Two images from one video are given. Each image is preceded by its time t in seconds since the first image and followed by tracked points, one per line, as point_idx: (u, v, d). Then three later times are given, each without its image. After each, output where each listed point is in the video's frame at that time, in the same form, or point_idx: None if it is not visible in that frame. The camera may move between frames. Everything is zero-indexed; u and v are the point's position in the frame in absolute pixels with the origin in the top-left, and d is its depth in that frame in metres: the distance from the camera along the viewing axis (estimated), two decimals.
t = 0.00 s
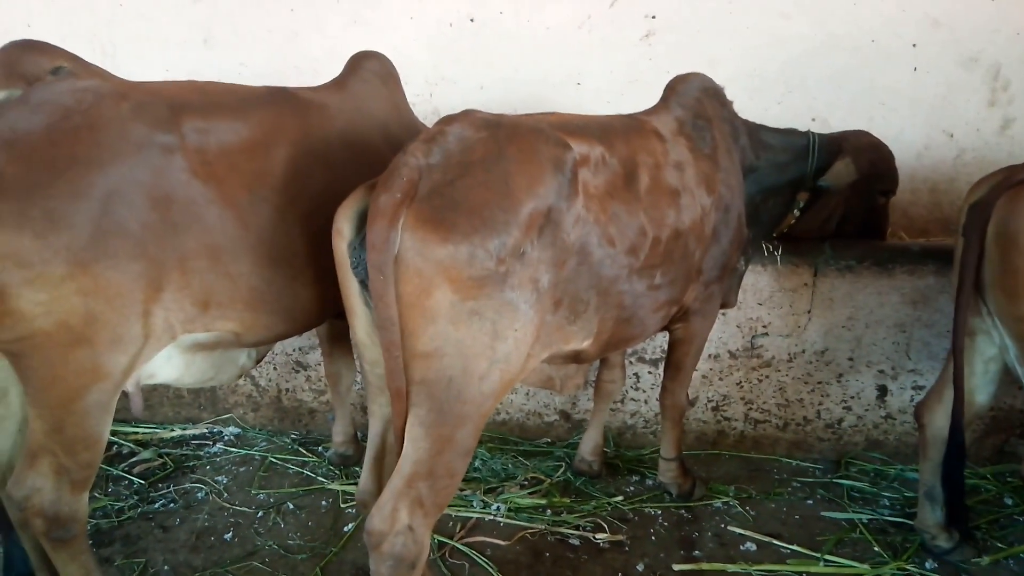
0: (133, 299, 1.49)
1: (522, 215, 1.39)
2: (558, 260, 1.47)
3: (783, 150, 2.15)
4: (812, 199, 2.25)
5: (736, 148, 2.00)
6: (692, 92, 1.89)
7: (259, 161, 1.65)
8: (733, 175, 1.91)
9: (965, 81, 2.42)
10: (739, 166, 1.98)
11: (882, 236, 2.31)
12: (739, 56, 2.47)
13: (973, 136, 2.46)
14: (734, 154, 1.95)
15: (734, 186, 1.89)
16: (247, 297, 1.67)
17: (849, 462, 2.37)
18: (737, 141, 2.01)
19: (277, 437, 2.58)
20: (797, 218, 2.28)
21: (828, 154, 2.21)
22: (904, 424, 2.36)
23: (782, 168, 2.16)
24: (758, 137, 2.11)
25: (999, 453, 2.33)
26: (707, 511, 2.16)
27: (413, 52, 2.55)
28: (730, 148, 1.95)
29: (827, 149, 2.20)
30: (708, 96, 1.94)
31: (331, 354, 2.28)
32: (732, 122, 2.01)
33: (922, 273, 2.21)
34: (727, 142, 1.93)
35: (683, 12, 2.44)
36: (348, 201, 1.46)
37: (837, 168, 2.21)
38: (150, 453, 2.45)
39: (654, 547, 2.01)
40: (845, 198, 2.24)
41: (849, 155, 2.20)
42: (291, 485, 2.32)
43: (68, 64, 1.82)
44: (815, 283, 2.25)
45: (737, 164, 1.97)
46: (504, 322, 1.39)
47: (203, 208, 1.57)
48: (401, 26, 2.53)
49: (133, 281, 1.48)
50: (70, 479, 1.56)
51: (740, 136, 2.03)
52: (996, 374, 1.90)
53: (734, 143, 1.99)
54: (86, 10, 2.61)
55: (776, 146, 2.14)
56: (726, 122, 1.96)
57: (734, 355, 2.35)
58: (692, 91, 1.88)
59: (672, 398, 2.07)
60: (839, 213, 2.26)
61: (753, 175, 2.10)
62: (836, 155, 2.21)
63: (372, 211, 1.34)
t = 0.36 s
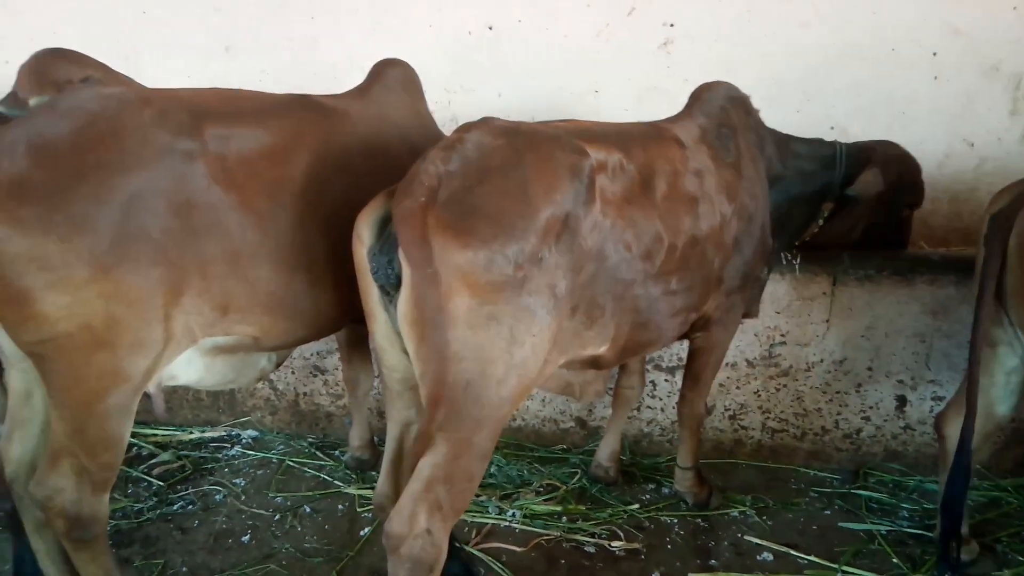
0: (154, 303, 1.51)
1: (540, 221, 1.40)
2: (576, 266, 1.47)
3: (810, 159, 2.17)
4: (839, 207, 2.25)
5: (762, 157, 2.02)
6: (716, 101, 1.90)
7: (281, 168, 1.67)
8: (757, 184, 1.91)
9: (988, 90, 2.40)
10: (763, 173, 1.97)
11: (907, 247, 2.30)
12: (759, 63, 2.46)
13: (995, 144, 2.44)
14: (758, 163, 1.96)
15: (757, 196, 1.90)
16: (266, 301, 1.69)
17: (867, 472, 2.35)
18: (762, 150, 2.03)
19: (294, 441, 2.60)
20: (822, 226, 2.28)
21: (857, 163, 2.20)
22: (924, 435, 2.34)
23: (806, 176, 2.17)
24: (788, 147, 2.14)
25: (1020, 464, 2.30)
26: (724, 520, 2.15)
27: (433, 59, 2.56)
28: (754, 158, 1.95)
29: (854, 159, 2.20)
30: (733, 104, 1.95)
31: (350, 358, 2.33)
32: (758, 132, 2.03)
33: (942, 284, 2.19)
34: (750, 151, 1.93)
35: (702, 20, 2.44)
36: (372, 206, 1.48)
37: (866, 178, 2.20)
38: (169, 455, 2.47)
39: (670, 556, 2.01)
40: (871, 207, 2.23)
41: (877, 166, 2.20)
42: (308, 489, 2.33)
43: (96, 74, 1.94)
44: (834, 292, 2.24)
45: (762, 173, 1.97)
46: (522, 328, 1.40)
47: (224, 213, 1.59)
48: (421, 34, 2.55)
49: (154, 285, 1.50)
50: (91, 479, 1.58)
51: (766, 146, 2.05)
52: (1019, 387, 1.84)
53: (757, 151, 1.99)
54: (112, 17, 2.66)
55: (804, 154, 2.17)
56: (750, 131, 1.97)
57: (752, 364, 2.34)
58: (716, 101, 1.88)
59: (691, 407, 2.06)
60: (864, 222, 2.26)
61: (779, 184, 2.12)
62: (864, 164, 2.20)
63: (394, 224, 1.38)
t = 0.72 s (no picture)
0: (177, 304, 1.52)
1: (560, 223, 1.40)
2: (595, 267, 1.48)
3: (841, 162, 2.16)
4: (872, 209, 2.22)
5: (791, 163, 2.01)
6: (743, 107, 1.89)
7: (303, 171, 1.68)
8: (785, 190, 1.91)
9: (1013, 97, 2.38)
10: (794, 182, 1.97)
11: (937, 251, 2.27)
12: (780, 68, 2.45)
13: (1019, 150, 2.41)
14: (786, 169, 1.95)
15: (784, 203, 1.90)
16: (286, 302, 1.70)
17: (887, 481, 2.33)
18: (791, 156, 2.02)
19: (311, 442, 2.61)
20: (855, 229, 2.23)
21: (889, 165, 2.20)
22: (944, 444, 2.32)
23: (838, 180, 2.16)
24: (818, 151, 2.13)
25: None
26: (740, 527, 2.14)
27: (452, 63, 2.57)
28: (782, 163, 1.95)
29: (887, 160, 2.19)
30: (761, 109, 1.94)
31: (368, 360, 2.35)
32: (788, 137, 2.03)
33: (963, 292, 2.18)
34: (777, 156, 1.93)
35: (724, 26, 2.43)
36: (393, 209, 1.47)
37: (900, 178, 2.20)
38: (188, 454, 2.50)
39: (686, 562, 2.00)
40: (906, 207, 2.21)
41: (912, 165, 2.19)
42: (325, 490, 2.34)
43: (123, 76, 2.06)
44: (853, 298, 2.22)
45: (791, 179, 1.97)
46: (543, 329, 1.41)
47: (247, 215, 1.60)
48: (441, 38, 2.56)
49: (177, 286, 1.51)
50: (113, 477, 1.60)
51: (795, 151, 2.06)
52: None
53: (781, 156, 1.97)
54: (136, 19, 2.68)
55: (834, 157, 2.16)
56: (779, 135, 1.97)
57: (770, 369, 2.33)
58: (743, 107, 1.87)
59: (709, 415, 2.07)
60: (900, 223, 2.22)
61: (810, 190, 2.11)
62: (898, 165, 2.20)
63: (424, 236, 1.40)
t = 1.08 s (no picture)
0: (208, 306, 1.55)
1: (588, 225, 1.42)
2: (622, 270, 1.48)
3: (876, 171, 2.10)
4: (908, 220, 2.17)
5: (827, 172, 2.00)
6: (773, 112, 1.90)
7: (332, 175, 1.70)
8: (814, 196, 1.91)
9: None
10: (827, 192, 1.98)
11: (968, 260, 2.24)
12: (806, 74, 2.44)
13: None
14: (817, 175, 1.95)
15: (815, 212, 1.89)
16: (314, 306, 1.73)
17: (913, 492, 2.30)
18: (825, 163, 2.00)
19: (334, 445, 2.63)
20: (890, 240, 2.18)
21: (929, 176, 2.13)
22: (971, 455, 2.29)
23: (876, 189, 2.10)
24: (852, 160, 2.07)
25: None
26: (764, 536, 2.12)
27: (478, 68, 2.59)
28: (813, 168, 1.94)
29: (926, 173, 2.13)
30: (792, 116, 1.95)
31: (392, 363, 2.38)
32: (820, 145, 2.02)
33: (991, 301, 2.15)
34: (808, 161, 1.92)
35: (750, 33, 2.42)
36: (422, 214, 1.49)
37: (941, 191, 2.13)
38: (213, 455, 2.52)
39: (709, 571, 1.99)
40: (945, 219, 2.15)
41: (954, 178, 2.12)
42: (348, 492, 2.36)
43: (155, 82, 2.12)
44: (878, 306, 2.22)
45: (823, 186, 1.96)
46: (577, 331, 1.42)
47: (278, 219, 1.62)
48: (467, 44, 2.57)
49: (208, 289, 1.54)
50: (142, 477, 1.62)
51: (829, 159, 2.02)
52: None
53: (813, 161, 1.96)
54: (166, 25, 2.72)
55: (868, 166, 2.10)
56: (807, 142, 1.95)
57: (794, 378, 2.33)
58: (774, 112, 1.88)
59: (733, 424, 2.08)
60: (937, 233, 2.18)
61: (845, 199, 2.05)
62: (937, 176, 2.13)
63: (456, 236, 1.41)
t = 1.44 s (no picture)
0: (230, 306, 1.56)
1: (627, 228, 1.44)
2: (649, 281, 1.47)
3: (910, 177, 2.12)
4: (946, 227, 2.18)
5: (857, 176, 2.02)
6: (805, 117, 1.93)
7: (354, 177, 1.71)
8: (848, 204, 1.90)
9: None
10: (860, 201, 1.98)
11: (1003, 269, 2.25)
12: (825, 81, 2.38)
13: None
14: (851, 181, 1.96)
15: (847, 218, 1.89)
16: (334, 307, 1.74)
17: (931, 502, 2.27)
18: (857, 170, 2.02)
19: (350, 445, 2.64)
20: (928, 247, 2.20)
21: (966, 182, 2.15)
22: (991, 465, 2.26)
23: (911, 197, 2.12)
24: (887, 166, 2.10)
25: None
26: (780, 544, 2.11)
27: (496, 72, 2.58)
28: (845, 174, 1.95)
29: (964, 180, 2.15)
30: (825, 122, 1.97)
31: (409, 365, 2.39)
32: (853, 151, 2.03)
33: (1015, 310, 2.12)
34: (841, 167, 1.93)
35: (771, 40, 2.37)
36: (458, 220, 1.48)
37: (979, 198, 2.15)
38: (230, 453, 2.54)
39: None
40: (985, 225, 2.16)
41: (992, 184, 2.13)
42: (363, 493, 2.36)
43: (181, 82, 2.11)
44: (899, 313, 2.19)
45: (856, 194, 1.96)
46: (617, 330, 1.43)
47: (300, 220, 1.63)
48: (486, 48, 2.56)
49: (231, 288, 1.55)
50: (161, 473, 1.63)
51: (862, 164, 2.05)
52: None
53: (845, 168, 1.96)
54: (188, 27, 2.74)
55: (902, 172, 2.12)
56: (842, 148, 1.97)
57: (813, 386, 2.31)
58: (808, 115, 1.92)
59: (756, 429, 2.06)
60: (975, 241, 2.19)
61: (878, 206, 2.08)
62: (976, 183, 2.15)
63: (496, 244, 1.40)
